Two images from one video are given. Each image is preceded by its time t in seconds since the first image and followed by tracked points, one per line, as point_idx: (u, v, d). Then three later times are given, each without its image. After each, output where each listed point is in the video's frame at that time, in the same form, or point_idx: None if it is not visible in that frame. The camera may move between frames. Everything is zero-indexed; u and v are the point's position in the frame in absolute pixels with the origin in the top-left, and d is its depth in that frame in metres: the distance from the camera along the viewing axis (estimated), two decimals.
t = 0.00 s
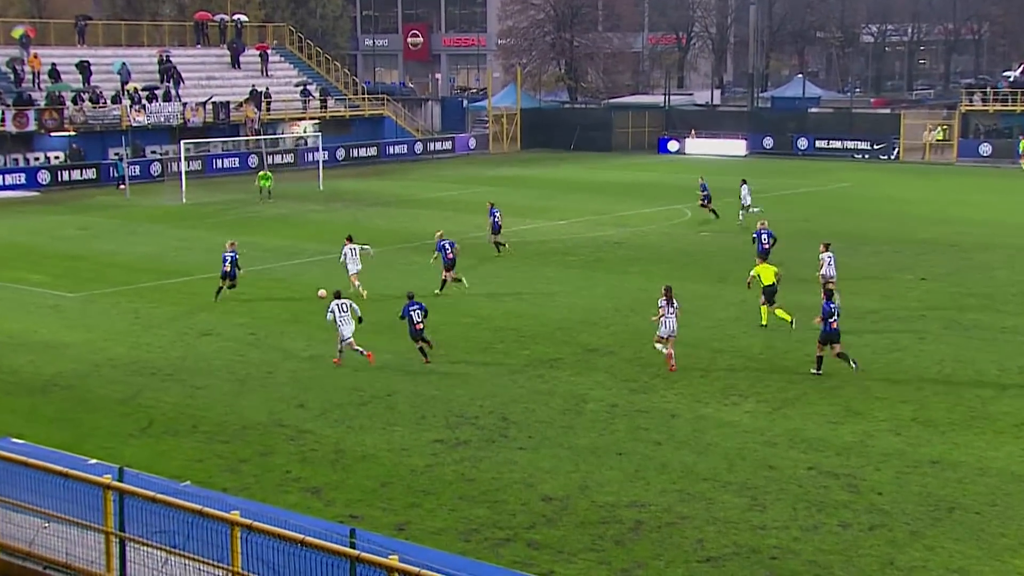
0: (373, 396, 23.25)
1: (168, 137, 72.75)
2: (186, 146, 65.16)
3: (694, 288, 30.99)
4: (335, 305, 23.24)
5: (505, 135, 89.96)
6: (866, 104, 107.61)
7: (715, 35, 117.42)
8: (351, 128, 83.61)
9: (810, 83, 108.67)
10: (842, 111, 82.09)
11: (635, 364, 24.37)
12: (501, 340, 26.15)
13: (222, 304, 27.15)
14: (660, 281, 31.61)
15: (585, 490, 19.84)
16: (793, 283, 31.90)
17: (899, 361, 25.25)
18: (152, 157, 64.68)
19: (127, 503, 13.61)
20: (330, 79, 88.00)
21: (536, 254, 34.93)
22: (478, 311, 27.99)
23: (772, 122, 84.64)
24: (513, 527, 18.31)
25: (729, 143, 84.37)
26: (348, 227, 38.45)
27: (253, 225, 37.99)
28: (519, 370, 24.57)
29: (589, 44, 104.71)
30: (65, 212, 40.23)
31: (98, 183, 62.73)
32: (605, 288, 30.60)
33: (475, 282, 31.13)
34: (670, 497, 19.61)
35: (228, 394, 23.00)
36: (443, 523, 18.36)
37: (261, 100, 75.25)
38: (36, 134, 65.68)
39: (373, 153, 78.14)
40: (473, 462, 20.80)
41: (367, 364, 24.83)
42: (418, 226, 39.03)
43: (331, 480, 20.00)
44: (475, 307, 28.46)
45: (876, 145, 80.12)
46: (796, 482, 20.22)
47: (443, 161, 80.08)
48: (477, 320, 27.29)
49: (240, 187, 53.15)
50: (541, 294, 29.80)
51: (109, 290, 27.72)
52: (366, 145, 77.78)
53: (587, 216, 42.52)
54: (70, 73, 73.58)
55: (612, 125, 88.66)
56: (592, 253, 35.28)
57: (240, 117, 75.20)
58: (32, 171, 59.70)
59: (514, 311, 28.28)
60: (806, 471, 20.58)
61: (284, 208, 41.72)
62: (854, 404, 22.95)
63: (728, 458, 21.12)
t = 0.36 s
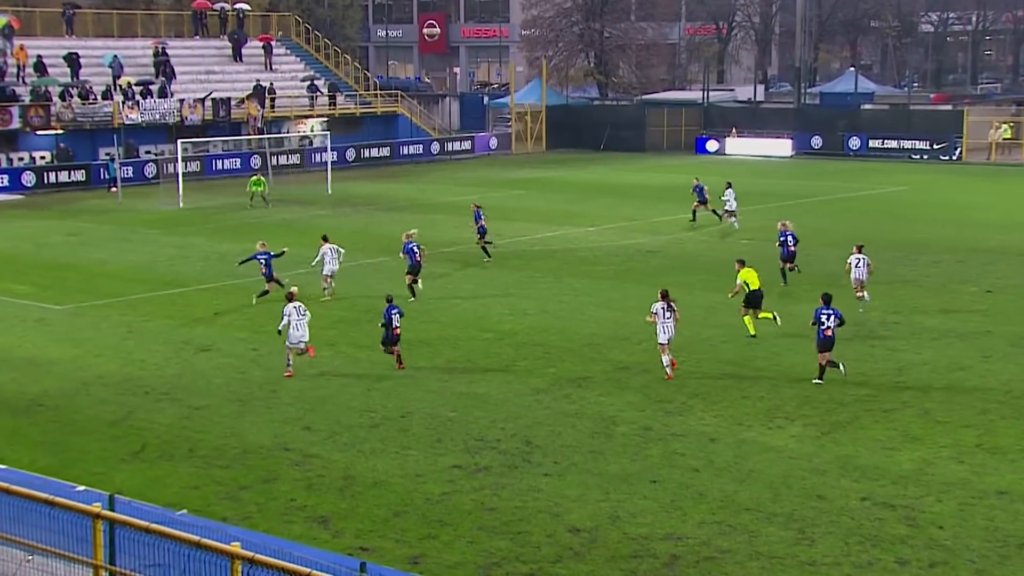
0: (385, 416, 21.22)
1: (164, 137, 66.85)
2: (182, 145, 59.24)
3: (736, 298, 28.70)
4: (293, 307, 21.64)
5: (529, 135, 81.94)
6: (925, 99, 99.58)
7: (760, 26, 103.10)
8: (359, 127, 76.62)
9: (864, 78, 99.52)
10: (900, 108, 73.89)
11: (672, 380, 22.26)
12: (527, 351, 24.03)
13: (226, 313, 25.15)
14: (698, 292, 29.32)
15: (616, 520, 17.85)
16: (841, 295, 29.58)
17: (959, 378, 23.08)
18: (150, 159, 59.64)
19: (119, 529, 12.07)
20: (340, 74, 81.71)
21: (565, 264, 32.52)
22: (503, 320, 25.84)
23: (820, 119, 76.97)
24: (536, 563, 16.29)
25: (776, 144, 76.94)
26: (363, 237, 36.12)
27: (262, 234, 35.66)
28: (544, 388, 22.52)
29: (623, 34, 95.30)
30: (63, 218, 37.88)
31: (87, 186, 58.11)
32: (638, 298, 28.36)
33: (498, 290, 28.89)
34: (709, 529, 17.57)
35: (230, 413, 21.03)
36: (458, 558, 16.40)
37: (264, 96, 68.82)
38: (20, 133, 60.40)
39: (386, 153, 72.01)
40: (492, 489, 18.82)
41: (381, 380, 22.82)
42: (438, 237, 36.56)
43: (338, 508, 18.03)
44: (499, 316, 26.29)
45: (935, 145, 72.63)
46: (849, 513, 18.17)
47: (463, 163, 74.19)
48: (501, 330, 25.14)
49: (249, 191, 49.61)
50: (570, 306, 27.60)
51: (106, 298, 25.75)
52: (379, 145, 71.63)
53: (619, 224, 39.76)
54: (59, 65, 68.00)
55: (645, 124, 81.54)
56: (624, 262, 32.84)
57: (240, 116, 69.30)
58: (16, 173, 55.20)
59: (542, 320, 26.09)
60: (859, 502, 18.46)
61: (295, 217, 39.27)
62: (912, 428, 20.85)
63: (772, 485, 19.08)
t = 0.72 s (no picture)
0: (407, 440, 19.32)
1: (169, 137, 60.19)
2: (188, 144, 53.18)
3: (789, 312, 26.49)
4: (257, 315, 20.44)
5: (563, 134, 75.25)
6: (992, 95, 91.96)
7: (815, 14, 97.90)
8: (383, 126, 69.93)
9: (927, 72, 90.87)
10: (968, 104, 68.33)
11: (722, 397, 20.25)
12: (564, 361, 21.96)
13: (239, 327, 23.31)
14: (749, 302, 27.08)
15: (657, 554, 15.84)
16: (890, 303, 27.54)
17: None
18: (154, 159, 53.34)
19: (123, 561, 10.89)
20: (359, 69, 74.41)
21: (605, 268, 30.10)
22: (538, 329, 23.76)
23: (881, 118, 71.25)
24: None
25: (833, 143, 70.69)
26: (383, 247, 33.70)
27: (279, 241, 33.38)
28: (578, 408, 20.48)
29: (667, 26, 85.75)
30: (68, 224, 35.62)
31: (86, 191, 51.72)
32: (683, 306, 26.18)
33: (533, 292, 26.69)
34: (758, 564, 15.48)
35: (239, 435, 19.21)
36: None
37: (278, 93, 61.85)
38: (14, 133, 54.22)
39: (409, 155, 65.02)
40: (519, 520, 16.83)
41: (399, 399, 20.83)
42: (466, 245, 34.06)
43: (354, 539, 16.17)
44: (534, 322, 24.19)
45: (1008, 145, 66.11)
46: (915, 548, 16.03)
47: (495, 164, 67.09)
48: (536, 339, 23.06)
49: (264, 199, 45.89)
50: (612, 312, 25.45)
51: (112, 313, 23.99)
52: (402, 145, 64.73)
53: (660, 232, 37.00)
54: (59, 58, 61.69)
55: (689, 122, 74.86)
56: (667, 270, 30.43)
57: (252, 113, 62.40)
58: (10, 176, 49.01)
59: (581, 327, 23.96)
60: (924, 536, 16.27)
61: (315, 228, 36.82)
62: (983, 455, 18.69)
63: (829, 516, 16.99)
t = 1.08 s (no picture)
0: (435, 468, 17.40)
1: (183, 139, 53.94)
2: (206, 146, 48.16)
3: (855, 322, 24.24)
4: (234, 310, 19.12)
5: (605, 136, 66.08)
6: None
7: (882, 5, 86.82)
8: (408, 128, 62.36)
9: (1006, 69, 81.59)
10: None
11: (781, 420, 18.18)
12: (610, 377, 19.92)
13: (256, 344, 21.46)
14: (810, 312, 24.84)
15: None
16: (929, 309, 25.51)
17: None
18: (167, 164, 48.37)
19: None
20: (385, 67, 66.87)
21: (654, 274, 27.67)
22: (580, 340, 21.71)
23: (955, 118, 62.64)
24: None
25: (902, 145, 62.55)
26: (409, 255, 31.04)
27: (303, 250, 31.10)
28: (623, 431, 18.43)
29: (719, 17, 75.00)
30: (78, 232, 33.36)
31: (93, 199, 46.51)
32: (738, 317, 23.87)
33: (575, 299, 24.51)
34: None
35: (253, 461, 17.39)
36: None
37: (297, 92, 55.06)
38: (14, 135, 48.43)
39: (439, 160, 57.99)
40: (560, 553, 14.88)
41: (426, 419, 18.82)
42: (500, 252, 31.42)
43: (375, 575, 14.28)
44: (576, 332, 22.11)
45: None
46: None
47: (532, 171, 59.67)
48: (579, 351, 20.99)
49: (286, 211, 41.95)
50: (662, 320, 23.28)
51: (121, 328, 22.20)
52: (431, 148, 57.40)
53: (712, 237, 34.23)
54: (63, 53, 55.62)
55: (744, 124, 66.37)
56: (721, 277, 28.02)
57: (269, 114, 55.73)
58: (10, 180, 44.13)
59: (627, 339, 21.86)
60: None
61: (340, 239, 34.30)
62: None
63: (896, 552, 14.92)
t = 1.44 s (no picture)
0: (467, 498, 15.51)
1: (197, 140, 48.57)
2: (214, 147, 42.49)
3: (928, 341, 21.83)
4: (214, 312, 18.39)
5: (653, 137, 59.60)
6: None
7: None
8: (438, 130, 56.36)
9: None
10: None
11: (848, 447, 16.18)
12: (663, 399, 17.98)
13: (276, 361, 19.68)
14: (880, 324, 22.70)
15: None
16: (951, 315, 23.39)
17: None
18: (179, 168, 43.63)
19: None
20: (415, 63, 60.22)
21: (709, 285, 25.42)
22: (629, 357, 19.75)
23: None
24: None
25: (975, 148, 56.11)
26: (436, 260, 28.31)
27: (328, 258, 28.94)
28: (675, 458, 16.48)
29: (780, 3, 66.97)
30: (90, 242, 31.34)
31: (97, 205, 42.40)
32: (801, 328, 21.59)
33: (623, 312, 22.46)
34: None
35: (268, 488, 15.63)
36: None
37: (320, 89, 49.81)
38: (12, 135, 43.56)
39: (472, 162, 52.74)
40: None
41: (459, 443, 16.89)
42: (536, 258, 28.67)
43: None
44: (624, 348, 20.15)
45: None
46: None
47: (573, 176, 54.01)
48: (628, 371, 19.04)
49: (308, 219, 38.62)
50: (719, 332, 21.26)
51: (132, 345, 20.50)
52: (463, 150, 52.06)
53: (768, 240, 31.62)
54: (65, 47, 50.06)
55: (804, 124, 59.60)
56: (781, 284, 25.75)
57: (288, 114, 50.55)
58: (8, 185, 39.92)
59: (682, 356, 19.87)
60: None
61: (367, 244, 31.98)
62: None
63: None
